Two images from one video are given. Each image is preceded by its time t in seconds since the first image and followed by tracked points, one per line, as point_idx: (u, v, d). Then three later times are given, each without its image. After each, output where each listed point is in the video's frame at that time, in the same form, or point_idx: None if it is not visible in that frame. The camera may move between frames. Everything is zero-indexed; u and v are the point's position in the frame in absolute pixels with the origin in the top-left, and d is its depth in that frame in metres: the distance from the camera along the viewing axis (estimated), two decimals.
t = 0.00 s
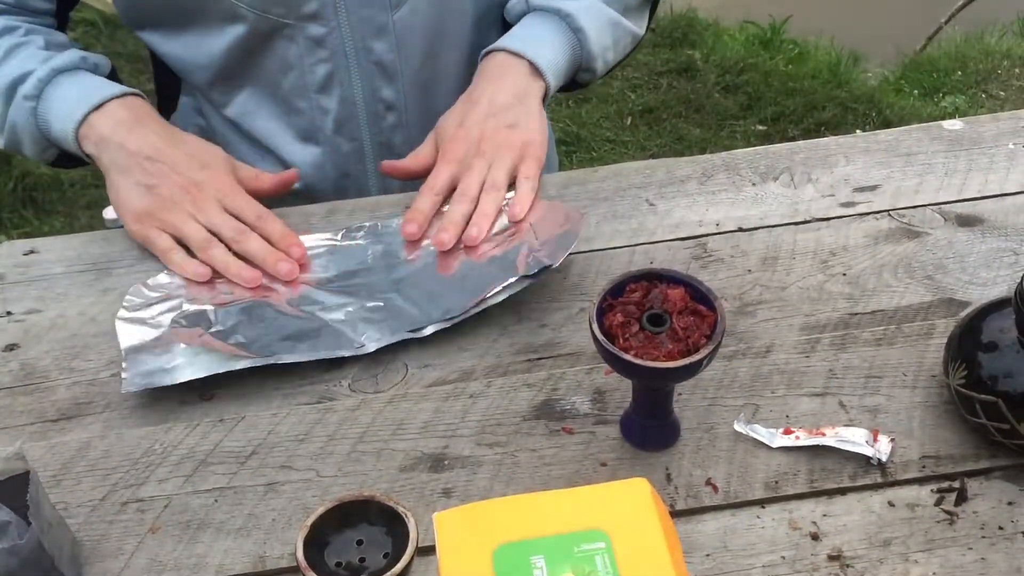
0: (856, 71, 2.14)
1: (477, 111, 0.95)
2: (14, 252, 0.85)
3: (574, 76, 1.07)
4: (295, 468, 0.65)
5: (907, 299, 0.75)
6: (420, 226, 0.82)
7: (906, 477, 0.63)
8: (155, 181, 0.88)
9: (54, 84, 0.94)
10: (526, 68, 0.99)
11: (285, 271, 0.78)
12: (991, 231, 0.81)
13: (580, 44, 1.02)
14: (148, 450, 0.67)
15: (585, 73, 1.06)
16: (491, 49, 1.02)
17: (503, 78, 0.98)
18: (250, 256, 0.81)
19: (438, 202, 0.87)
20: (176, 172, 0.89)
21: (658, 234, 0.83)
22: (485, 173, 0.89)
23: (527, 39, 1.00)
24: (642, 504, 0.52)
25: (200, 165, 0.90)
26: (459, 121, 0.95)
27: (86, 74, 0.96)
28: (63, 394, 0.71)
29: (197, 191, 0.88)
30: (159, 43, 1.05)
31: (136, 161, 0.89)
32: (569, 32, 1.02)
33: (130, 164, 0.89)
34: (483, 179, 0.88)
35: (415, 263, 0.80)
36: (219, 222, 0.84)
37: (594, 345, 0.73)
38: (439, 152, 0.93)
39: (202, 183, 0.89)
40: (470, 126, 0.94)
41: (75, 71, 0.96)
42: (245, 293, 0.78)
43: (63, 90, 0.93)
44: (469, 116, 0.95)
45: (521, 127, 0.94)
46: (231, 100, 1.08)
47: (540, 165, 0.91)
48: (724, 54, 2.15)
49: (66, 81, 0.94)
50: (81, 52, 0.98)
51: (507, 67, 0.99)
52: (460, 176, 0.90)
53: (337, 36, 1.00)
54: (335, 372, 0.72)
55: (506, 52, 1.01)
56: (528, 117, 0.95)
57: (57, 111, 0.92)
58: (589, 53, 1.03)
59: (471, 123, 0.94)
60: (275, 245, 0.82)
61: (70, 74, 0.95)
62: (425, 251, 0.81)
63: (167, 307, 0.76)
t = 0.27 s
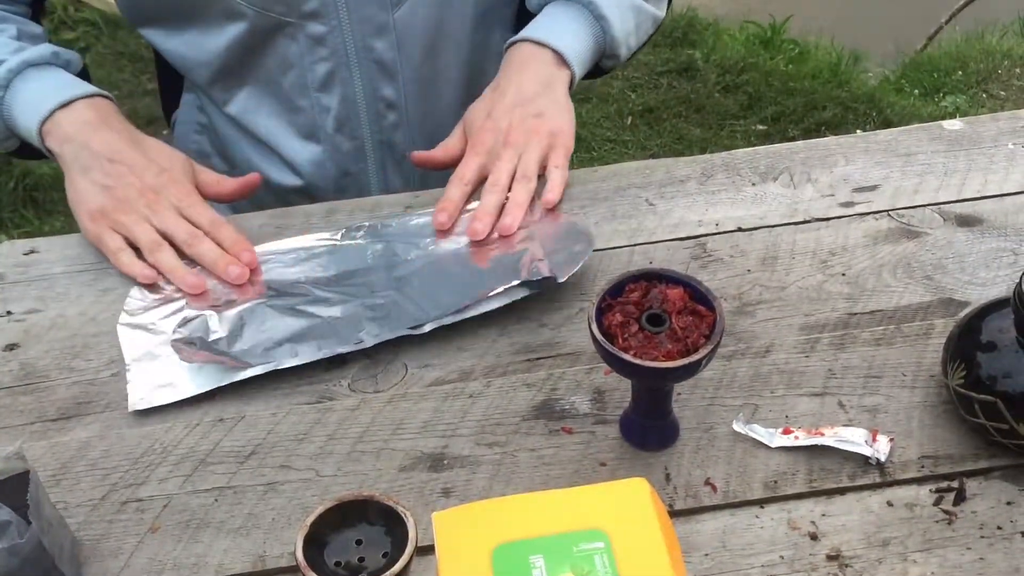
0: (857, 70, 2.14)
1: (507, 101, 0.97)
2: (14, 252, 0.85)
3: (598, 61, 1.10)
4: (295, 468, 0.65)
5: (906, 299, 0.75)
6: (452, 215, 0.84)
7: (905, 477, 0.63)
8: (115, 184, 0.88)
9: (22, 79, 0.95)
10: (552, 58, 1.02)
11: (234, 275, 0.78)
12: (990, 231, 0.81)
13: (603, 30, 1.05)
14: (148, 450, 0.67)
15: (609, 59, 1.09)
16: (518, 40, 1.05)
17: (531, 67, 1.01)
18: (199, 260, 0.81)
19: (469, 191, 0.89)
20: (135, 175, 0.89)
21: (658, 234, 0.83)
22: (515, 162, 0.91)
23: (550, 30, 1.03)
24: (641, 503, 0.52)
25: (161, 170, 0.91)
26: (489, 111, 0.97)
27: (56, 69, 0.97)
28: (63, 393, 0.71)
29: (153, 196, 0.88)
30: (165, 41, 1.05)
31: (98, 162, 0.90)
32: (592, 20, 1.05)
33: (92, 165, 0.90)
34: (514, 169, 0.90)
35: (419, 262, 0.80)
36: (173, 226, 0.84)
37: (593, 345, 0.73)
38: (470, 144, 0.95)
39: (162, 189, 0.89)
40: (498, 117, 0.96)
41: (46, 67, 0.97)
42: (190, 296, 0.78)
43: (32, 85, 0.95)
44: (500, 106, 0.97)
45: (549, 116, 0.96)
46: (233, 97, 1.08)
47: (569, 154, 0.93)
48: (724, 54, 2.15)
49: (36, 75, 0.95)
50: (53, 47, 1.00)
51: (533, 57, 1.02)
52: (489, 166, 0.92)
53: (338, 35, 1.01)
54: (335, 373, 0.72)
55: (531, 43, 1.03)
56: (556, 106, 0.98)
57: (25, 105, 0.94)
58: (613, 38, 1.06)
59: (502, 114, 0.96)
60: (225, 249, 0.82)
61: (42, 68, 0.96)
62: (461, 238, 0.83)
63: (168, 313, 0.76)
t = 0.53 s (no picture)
0: (857, 69, 2.14)
1: (537, 88, 1.00)
2: (13, 249, 0.84)
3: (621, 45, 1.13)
4: (294, 465, 0.65)
5: (907, 297, 0.75)
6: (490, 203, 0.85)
7: (905, 475, 0.63)
8: (100, 175, 0.88)
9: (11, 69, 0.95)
10: (579, 46, 1.05)
11: (216, 273, 0.78)
12: (991, 229, 0.81)
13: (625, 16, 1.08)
14: (147, 447, 0.67)
15: (630, 44, 1.12)
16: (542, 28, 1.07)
17: (558, 55, 1.03)
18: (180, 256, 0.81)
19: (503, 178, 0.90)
20: (121, 167, 0.89)
21: (658, 231, 0.83)
22: (547, 148, 0.93)
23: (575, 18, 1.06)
24: (642, 501, 0.52)
25: (146, 163, 0.91)
26: (519, 98, 0.99)
27: (46, 60, 0.97)
28: (62, 390, 0.71)
29: (138, 188, 0.88)
30: (165, 36, 1.06)
31: (84, 154, 0.90)
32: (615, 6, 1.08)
33: (77, 155, 0.90)
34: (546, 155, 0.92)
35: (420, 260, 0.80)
36: (157, 220, 0.85)
37: (593, 343, 0.73)
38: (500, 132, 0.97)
39: (148, 181, 0.89)
40: (528, 104, 0.98)
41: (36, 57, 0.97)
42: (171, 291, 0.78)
43: (23, 76, 0.94)
44: (529, 93, 0.99)
45: (578, 104, 0.98)
46: (237, 94, 1.08)
47: (599, 140, 0.95)
48: (724, 52, 2.15)
49: (26, 66, 0.95)
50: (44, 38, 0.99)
51: (562, 45, 1.04)
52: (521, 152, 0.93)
53: (342, 32, 1.01)
54: (335, 370, 0.72)
55: (556, 31, 1.06)
56: (584, 93, 1.00)
57: (13, 97, 0.94)
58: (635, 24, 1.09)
59: (532, 100, 0.98)
60: (208, 247, 0.82)
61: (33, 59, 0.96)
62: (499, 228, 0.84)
63: (168, 309, 0.76)
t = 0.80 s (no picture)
0: (857, 68, 2.14)
1: (557, 75, 1.00)
2: (13, 247, 0.84)
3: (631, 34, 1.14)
4: (295, 463, 0.65)
5: (907, 296, 0.75)
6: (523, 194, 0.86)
7: (904, 472, 0.63)
8: (90, 169, 0.88)
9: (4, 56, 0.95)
10: (597, 31, 1.05)
11: (207, 274, 0.78)
12: (991, 227, 0.81)
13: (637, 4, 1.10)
14: (148, 445, 0.67)
15: (642, 30, 1.14)
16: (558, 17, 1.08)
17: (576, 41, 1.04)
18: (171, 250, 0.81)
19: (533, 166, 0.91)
20: (109, 161, 0.89)
21: (658, 230, 0.83)
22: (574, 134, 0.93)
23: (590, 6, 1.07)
24: (642, 498, 0.52)
25: (139, 155, 0.90)
26: (539, 84, 1.00)
27: (40, 49, 0.97)
28: (63, 388, 0.71)
29: (128, 182, 0.87)
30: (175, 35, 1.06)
31: (74, 146, 0.89)
32: None
33: (68, 146, 0.89)
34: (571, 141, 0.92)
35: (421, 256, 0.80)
36: (148, 216, 0.84)
37: (593, 341, 0.73)
38: (525, 120, 0.97)
39: (138, 174, 0.88)
40: (551, 91, 0.98)
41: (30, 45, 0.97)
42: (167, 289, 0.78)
43: (17, 63, 0.95)
44: (549, 79, 1.00)
45: (600, 88, 0.99)
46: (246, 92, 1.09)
47: (622, 125, 0.96)
48: (724, 51, 2.15)
49: (20, 53, 0.95)
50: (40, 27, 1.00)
51: (579, 32, 1.05)
52: (548, 139, 0.94)
53: (355, 29, 1.01)
54: (336, 369, 0.72)
55: (573, 18, 1.06)
56: (606, 79, 1.00)
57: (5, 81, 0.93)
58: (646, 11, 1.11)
59: (553, 88, 0.99)
60: (199, 244, 0.82)
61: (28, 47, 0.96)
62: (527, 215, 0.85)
63: (169, 307, 0.76)
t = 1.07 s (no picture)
0: (856, 67, 2.14)
1: (502, 65, 0.96)
2: (13, 248, 0.85)
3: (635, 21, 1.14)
4: (295, 463, 0.65)
5: (905, 295, 0.75)
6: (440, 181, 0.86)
7: (903, 471, 0.63)
8: (190, 134, 0.89)
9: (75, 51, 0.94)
10: (554, 34, 1.01)
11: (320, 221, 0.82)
12: (989, 227, 0.81)
13: None
14: (148, 445, 0.67)
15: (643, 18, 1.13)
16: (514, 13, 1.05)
17: (534, 39, 1.00)
18: (238, 212, 0.83)
19: (458, 149, 0.89)
20: (176, 125, 0.90)
21: (657, 229, 0.83)
22: (502, 125, 0.91)
23: None
24: (642, 497, 0.52)
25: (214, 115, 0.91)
26: (481, 73, 0.96)
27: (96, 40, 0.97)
28: (63, 388, 0.72)
29: (216, 135, 0.89)
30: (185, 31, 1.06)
31: (150, 119, 0.90)
32: None
33: (149, 123, 0.90)
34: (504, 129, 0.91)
35: (425, 259, 0.80)
36: (244, 166, 0.87)
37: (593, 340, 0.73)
38: (457, 103, 0.94)
39: (207, 131, 0.89)
40: (494, 80, 0.95)
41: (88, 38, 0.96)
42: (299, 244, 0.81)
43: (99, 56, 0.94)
44: (495, 71, 0.96)
45: (546, 86, 0.96)
46: (257, 87, 1.08)
47: (558, 123, 0.94)
48: (724, 50, 2.15)
49: (86, 47, 0.95)
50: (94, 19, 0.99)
51: (534, 31, 1.01)
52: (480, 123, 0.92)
53: (363, 25, 1.01)
54: (336, 368, 0.72)
55: (527, 16, 1.03)
56: (552, 79, 0.97)
57: (74, 76, 0.93)
58: None
59: (496, 78, 0.95)
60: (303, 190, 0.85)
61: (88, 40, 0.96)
62: (521, 216, 0.84)
63: (171, 305, 0.76)
